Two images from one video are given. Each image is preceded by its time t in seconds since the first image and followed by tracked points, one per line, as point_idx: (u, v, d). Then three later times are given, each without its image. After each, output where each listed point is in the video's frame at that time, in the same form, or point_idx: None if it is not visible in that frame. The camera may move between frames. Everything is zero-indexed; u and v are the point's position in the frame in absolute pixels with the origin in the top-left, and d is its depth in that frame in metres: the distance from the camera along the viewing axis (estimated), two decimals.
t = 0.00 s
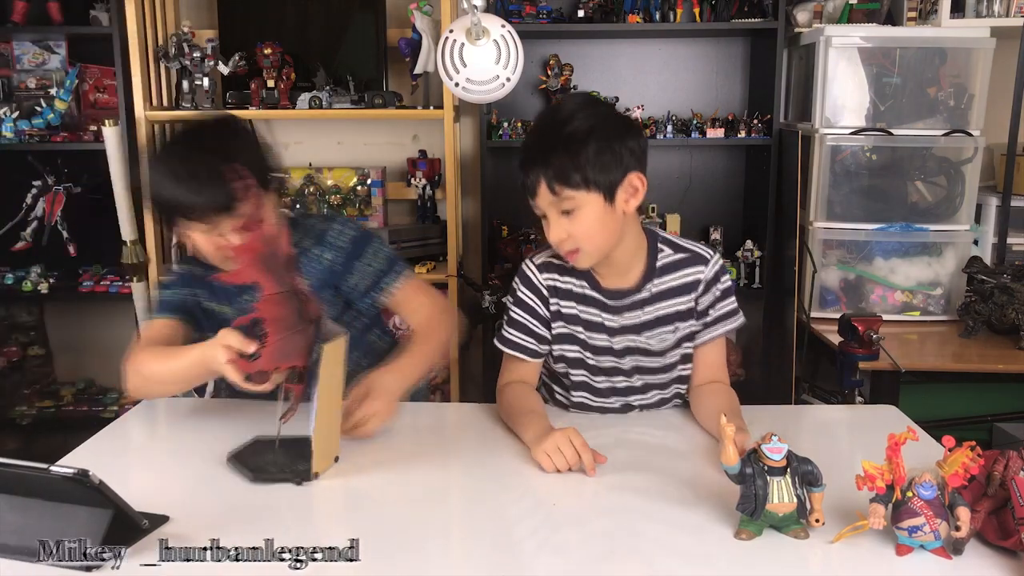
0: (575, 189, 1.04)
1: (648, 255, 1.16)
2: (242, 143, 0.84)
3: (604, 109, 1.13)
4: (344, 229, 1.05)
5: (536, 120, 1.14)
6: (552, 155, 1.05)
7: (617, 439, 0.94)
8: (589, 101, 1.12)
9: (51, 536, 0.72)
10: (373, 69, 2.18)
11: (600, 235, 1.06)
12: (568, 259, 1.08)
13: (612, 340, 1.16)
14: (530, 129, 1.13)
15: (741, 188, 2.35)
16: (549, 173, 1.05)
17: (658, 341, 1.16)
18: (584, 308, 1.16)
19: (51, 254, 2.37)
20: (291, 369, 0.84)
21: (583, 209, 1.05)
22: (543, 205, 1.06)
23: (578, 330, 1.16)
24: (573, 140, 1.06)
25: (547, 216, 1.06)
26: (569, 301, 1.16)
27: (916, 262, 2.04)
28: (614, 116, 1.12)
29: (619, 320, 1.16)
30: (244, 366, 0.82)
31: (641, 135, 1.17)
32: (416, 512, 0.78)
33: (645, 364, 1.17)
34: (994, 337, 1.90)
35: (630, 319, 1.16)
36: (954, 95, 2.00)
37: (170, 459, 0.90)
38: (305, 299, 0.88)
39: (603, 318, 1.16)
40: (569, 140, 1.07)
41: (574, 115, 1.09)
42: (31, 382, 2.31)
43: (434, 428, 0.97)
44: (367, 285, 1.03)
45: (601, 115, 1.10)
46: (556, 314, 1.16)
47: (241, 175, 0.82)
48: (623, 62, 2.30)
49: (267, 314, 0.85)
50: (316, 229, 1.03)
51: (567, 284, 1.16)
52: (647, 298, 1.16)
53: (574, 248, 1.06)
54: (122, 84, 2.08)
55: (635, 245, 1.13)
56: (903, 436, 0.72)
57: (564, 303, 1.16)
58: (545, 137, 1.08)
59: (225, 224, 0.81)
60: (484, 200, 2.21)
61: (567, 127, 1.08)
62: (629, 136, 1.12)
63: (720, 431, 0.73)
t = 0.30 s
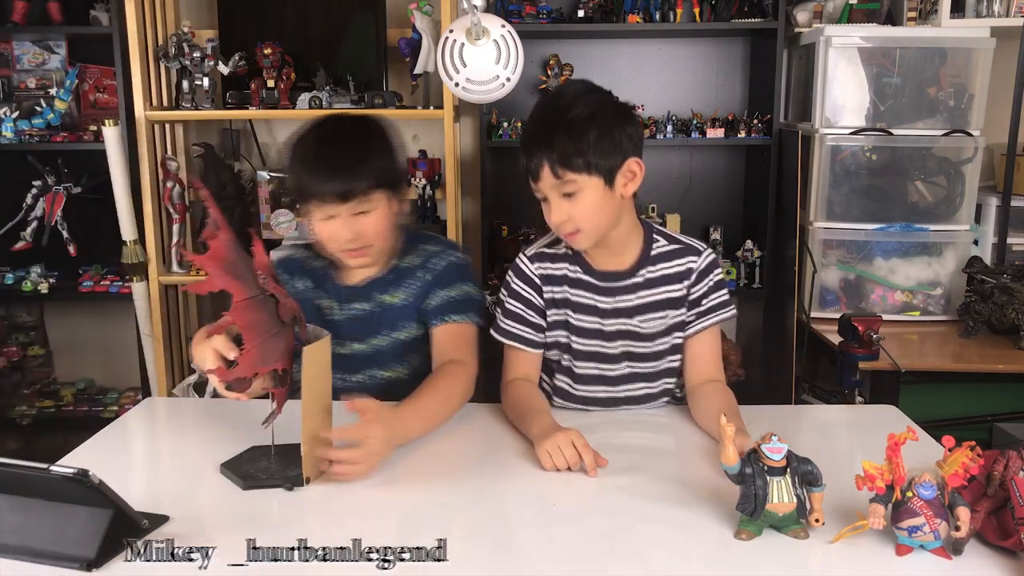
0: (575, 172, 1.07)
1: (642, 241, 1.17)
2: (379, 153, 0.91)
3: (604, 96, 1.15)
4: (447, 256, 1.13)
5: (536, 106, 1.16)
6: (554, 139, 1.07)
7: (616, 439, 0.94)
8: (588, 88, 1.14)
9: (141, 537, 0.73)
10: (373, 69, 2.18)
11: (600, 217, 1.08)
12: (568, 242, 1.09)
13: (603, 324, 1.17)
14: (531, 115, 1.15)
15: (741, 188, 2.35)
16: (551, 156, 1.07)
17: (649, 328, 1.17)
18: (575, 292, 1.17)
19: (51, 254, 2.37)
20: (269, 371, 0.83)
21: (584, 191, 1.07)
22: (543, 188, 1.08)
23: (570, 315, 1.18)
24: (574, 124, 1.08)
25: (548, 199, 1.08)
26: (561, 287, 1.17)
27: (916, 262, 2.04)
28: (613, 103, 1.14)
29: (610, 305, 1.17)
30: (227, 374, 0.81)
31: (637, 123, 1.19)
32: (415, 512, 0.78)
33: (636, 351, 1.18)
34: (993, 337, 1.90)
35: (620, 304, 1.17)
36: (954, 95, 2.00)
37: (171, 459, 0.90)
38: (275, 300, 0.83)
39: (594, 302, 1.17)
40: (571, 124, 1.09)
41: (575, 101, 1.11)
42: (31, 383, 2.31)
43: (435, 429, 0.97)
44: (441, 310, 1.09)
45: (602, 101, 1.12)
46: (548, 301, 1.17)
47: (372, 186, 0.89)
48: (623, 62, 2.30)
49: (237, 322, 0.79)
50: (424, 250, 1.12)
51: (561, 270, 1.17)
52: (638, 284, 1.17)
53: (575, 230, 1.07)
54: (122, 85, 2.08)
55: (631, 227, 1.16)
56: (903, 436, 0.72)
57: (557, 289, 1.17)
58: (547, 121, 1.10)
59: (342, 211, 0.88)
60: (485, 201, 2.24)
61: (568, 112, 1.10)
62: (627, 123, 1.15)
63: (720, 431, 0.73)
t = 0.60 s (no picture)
0: (563, 160, 1.07)
1: (636, 234, 1.18)
2: (421, 156, 1.09)
3: (594, 89, 1.16)
4: (476, 252, 1.14)
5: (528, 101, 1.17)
6: (543, 131, 1.08)
7: (616, 441, 0.94)
8: (579, 82, 1.15)
9: (229, 538, 0.73)
10: (373, 69, 2.18)
11: (590, 207, 1.08)
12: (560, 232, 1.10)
13: (594, 315, 1.18)
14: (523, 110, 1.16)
15: (741, 188, 2.35)
16: (539, 146, 1.08)
17: (641, 321, 1.18)
18: (569, 283, 1.18)
19: (51, 254, 2.37)
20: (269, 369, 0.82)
21: (574, 180, 1.07)
22: (534, 179, 1.09)
23: (563, 306, 1.18)
24: (562, 116, 1.10)
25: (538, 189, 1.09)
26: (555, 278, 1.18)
27: (916, 262, 2.04)
28: (602, 96, 1.15)
29: (602, 297, 1.18)
30: (226, 371, 0.80)
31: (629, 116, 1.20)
32: (415, 512, 0.77)
33: (625, 343, 1.19)
34: (993, 337, 1.90)
35: (611, 296, 1.18)
36: (954, 95, 2.00)
37: (172, 459, 0.90)
38: (275, 299, 0.83)
39: (587, 293, 1.17)
40: (558, 116, 1.10)
41: (563, 95, 1.12)
42: (31, 383, 2.31)
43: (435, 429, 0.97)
44: (455, 306, 1.10)
45: (591, 94, 1.13)
46: (544, 293, 1.18)
47: (410, 182, 1.07)
48: (623, 62, 2.30)
49: (239, 319, 0.79)
50: (455, 246, 1.15)
51: (558, 263, 1.18)
52: (629, 277, 1.17)
53: (566, 219, 1.08)
54: (122, 85, 2.08)
55: (622, 218, 1.16)
56: (903, 436, 0.72)
57: (553, 281, 1.18)
58: (536, 114, 1.11)
59: (380, 202, 1.07)
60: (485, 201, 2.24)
61: (557, 105, 1.11)
62: (617, 115, 1.15)
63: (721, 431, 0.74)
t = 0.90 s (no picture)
0: (563, 161, 1.07)
1: (642, 234, 1.18)
2: (434, 157, 1.12)
3: (594, 89, 1.16)
4: (488, 256, 1.15)
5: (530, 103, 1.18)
6: (543, 132, 1.09)
7: (616, 441, 0.94)
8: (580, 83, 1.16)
9: (256, 539, 0.73)
10: (373, 69, 2.18)
11: (592, 207, 1.09)
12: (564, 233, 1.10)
13: (595, 316, 1.18)
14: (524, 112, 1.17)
15: (741, 188, 2.35)
16: (540, 148, 1.08)
17: (642, 321, 1.18)
18: (573, 284, 1.18)
19: (51, 254, 2.37)
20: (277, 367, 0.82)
21: (575, 181, 1.07)
22: (536, 180, 1.09)
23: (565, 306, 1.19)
24: (562, 117, 1.10)
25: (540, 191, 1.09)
26: (559, 278, 1.19)
27: (916, 262, 2.04)
28: (603, 96, 1.15)
29: (605, 298, 1.18)
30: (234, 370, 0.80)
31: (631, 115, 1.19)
32: (414, 512, 0.77)
33: (626, 343, 1.19)
34: (993, 337, 1.90)
35: (614, 296, 1.18)
36: (954, 95, 2.00)
37: (171, 459, 0.90)
38: (279, 297, 0.83)
39: (591, 294, 1.18)
40: (557, 117, 1.10)
41: (563, 96, 1.12)
42: (31, 383, 2.31)
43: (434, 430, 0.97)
44: (463, 311, 1.11)
45: (590, 94, 1.14)
46: (548, 293, 1.18)
47: (422, 183, 1.10)
48: (623, 62, 2.30)
49: (245, 319, 0.79)
50: (469, 250, 1.17)
51: (563, 263, 1.19)
52: (631, 278, 1.17)
53: (568, 220, 1.09)
54: (122, 85, 2.08)
55: (625, 217, 1.16)
56: (903, 436, 0.72)
57: (557, 281, 1.18)
58: (536, 116, 1.11)
59: (392, 203, 1.10)
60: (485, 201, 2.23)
61: (557, 106, 1.12)
62: (618, 114, 1.15)
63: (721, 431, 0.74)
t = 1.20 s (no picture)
0: (574, 164, 1.08)
1: (644, 237, 1.17)
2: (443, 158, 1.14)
3: (608, 93, 1.16)
4: (495, 256, 1.18)
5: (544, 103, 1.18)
6: (554, 134, 1.09)
7: (616, 441, 0.94)
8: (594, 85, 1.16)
9: (256, 539, 0.73)
10: (373, 69, 2.17)
11: (600, 210, 1.09)
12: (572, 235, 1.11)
13: (589, 316, 1.18)
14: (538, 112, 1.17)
15: (741, 188, 2.35)
16: (551, 149, 1.08)
17: (637, 323, 1.17)
18: (571, 284, 1.19)
19: (51, 254, 2.37)
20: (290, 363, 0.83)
21: (584, 183, 1.08)
22: (546, 181, 1.10)
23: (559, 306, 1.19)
24: (574, 119, 1.10)
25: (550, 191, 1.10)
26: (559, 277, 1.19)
27: (916, 262, 2.04)
28: (616, 100, 1.15)
29: (601, 299, 1.18)
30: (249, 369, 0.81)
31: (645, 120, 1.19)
32: (415, 512, 0.77)
33: (621, 344, 1.19)
34: (993, 337, 1.90)
35: (611, 297, 1.18)
36: (954, 95, 2.00)
37: (171, 459, 0.90)
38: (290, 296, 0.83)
39: (588, 294, 1.18)
40: (569, 119, 1.10)
41: (577, 98, 1.13)
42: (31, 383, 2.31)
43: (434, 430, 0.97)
44: (474, 307, 1.14)
45: (604, 97, 1.14)
46: (546, 291, 1.19)
47: (429, 182, 1.12)
48: (623, 62, 2.30)
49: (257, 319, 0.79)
50: (475, 250, 1.20)
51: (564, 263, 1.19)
52: (627, 280, 1.17)
53: (576, 222, 1.09)
54: (122, 85, 2.08)
55: (633, 222, 1.16)
56: (903, 436, 0.72)
57: (556, 280, 1.19)
58: (549, 117, 1.12)
59: (400, 200, 1.11)
60: (485, 201, 2.23)
61: (569, 108, 1.12)
62: (631, 119, 1.15)
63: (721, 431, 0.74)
